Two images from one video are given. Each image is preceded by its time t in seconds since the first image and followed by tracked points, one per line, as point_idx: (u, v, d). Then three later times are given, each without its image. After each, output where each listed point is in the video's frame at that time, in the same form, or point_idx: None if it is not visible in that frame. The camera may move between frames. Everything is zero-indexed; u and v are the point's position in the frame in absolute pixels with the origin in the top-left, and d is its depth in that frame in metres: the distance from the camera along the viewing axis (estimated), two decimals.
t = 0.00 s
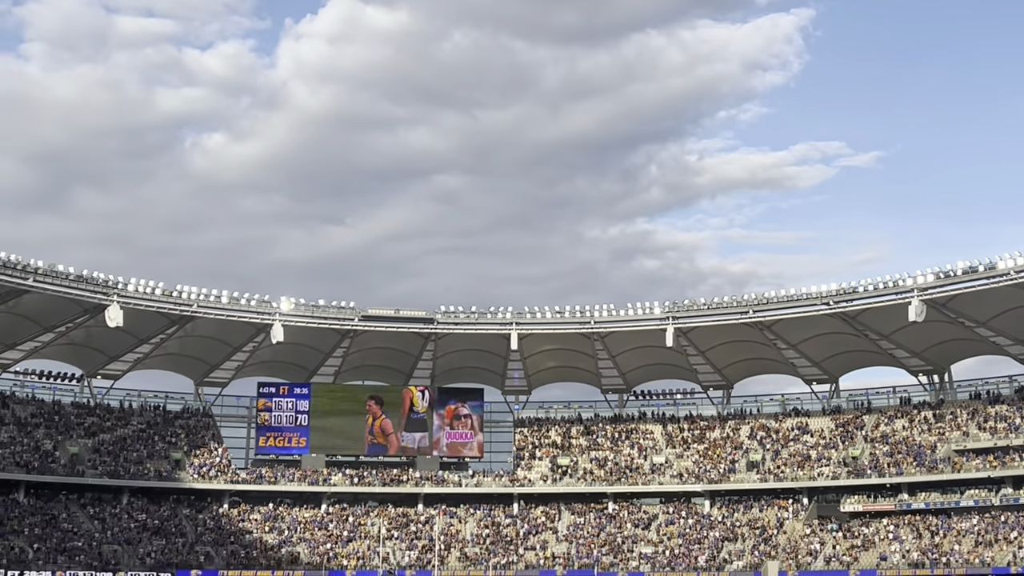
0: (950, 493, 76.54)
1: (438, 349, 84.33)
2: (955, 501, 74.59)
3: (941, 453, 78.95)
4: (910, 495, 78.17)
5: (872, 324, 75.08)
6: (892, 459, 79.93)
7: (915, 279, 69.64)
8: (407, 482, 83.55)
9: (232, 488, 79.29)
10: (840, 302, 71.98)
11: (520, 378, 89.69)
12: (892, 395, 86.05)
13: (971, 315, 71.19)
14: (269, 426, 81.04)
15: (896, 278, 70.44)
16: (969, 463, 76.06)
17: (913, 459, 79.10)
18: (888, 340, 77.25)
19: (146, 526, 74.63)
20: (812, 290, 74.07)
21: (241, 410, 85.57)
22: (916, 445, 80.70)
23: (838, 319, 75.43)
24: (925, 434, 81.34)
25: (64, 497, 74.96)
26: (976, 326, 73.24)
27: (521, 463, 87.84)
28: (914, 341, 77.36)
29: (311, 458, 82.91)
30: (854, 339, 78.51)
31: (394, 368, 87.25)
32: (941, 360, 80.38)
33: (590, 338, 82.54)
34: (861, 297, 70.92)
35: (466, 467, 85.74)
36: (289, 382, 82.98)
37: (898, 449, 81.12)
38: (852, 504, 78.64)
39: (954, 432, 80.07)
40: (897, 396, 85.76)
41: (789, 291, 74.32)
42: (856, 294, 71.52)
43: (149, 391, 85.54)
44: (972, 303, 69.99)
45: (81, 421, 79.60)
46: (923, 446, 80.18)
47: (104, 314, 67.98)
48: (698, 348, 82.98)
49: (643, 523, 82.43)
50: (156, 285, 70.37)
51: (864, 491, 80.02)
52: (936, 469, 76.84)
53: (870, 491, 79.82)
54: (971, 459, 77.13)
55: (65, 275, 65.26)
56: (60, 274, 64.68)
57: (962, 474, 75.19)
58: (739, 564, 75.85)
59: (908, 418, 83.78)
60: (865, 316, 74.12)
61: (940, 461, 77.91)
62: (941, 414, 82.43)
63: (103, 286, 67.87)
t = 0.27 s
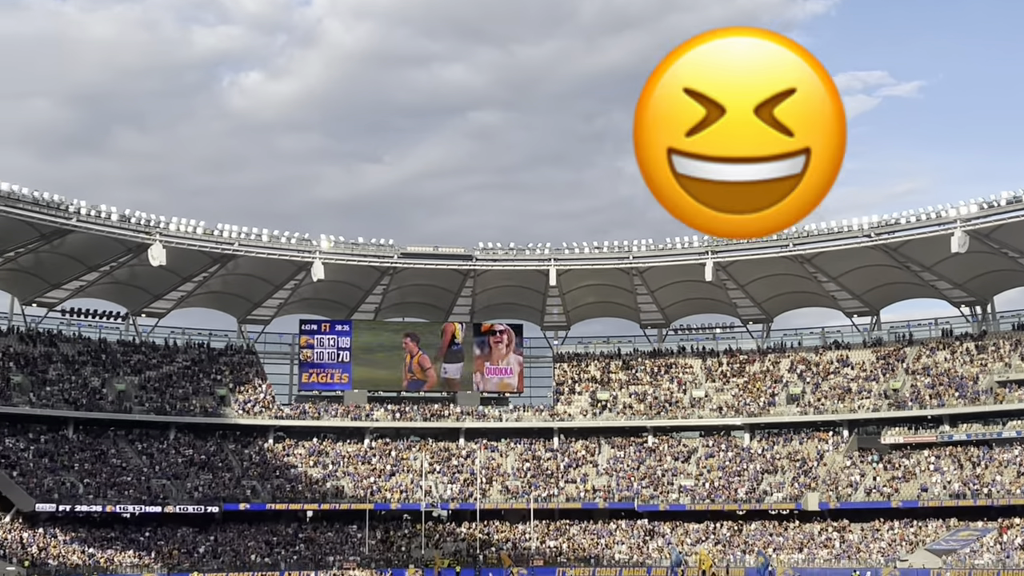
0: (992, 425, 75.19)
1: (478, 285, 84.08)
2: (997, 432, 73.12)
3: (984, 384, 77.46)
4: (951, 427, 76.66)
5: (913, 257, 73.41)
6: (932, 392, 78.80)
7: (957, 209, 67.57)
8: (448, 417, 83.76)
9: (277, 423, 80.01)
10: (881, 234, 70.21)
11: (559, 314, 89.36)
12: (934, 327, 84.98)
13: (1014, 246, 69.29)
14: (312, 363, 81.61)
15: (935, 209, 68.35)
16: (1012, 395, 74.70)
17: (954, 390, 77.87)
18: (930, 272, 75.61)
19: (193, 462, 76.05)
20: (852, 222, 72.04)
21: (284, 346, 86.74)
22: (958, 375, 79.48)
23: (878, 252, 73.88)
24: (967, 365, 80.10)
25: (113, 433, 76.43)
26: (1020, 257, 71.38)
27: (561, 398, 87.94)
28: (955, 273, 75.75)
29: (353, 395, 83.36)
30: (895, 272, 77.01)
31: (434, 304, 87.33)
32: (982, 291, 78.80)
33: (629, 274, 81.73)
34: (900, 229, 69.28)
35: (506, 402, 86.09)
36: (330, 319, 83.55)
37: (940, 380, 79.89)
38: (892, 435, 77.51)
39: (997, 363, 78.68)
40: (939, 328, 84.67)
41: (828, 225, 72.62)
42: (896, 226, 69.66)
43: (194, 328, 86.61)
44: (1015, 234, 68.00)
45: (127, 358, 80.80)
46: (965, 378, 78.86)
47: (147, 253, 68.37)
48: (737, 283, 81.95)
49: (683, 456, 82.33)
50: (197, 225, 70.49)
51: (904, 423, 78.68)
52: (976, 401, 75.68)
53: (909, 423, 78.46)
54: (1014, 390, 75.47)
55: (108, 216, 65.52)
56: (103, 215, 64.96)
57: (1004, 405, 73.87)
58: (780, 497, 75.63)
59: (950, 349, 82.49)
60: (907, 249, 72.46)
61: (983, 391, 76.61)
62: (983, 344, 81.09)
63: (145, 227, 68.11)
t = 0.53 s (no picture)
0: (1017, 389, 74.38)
1: (498, 259, 83.78)
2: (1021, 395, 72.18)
3: (1008, 348, 76.64)
4: (975, 392, 75.99)
5: (936, 222, 72.40)
6: (957, 357, 78.10)
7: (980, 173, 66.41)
8: (470, 391, 84.03)
9: (300, 399, 80.60)
10: (903, 200, 69.17)
11: (581, 285, 88.97)
12: (956, 292, 83.86)
13: None
14: (333, 338, 81.62)
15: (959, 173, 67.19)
16: None
17: (978, 355, 77.22)
18: (953, 237, 74.58)
19: (217, 439, 76.55)
20: (873, 188, 70.88)
21: (307, 322, 86.69)
22: (983, 340, 78.66)
23: (900, 218, 72.92)
24: (992, 330, 79.21)
25: (138, 412, 76.96)
26: None
27: (582, 369, 87.80)
28: (978, 237, 74.69)
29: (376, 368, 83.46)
30: (918, 237, 76.03)
31: (454, 278, 87.16)
32: (1005, 256, 77.78)
33: (649, 244, 81.10)
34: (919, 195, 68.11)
35: (528, 373, 86.09)
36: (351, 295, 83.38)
37: (964, 346, 79.10)
38: (917, 398, 76.67)
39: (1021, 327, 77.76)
40: (961, 293, 83.58)
41: (851, 192, 71.56)
42: (919, 191, 68.57)
43: (216, 306, 86.95)
44: None
45: (151, 337, 81.23)
46: (989, 342, 78.01)
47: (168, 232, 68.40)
48: (758, 252, 81.21)
49: (706, 426, 82.01)
50: (217, 203, 70.45)
51: (928, 389, 78.25)
52: (999, 365, 74.85)
53: (934, 389, 78.02)
54: None
55: (128, 195, 65.48)
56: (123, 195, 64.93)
57: None
58: (804, 465, 75.25)
59: (974, 314, 81.59)
60: (928, 215, 71.49)
61: (1007, 356, 75.69)
62: (1006, 309, 79.89)
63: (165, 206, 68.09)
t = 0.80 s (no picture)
0: (1001, 389, 74.81)
1: (482, 267, 83.83)
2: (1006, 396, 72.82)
3: (992, 350, 77.31)
4: (961, 393, 76.45)
5: (918, 224, 72.99)
6: (941, 358, 78.66)
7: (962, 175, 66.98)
8: (456, 400, 83.67)
9: (286, 412, 80.07)
10: (885, 203, 69.68)
11: (564, 293, 89.15)
12: (940, 294, 84.45)
13: (1020, 210, 68.84)
14: (318, 349, 81.70)
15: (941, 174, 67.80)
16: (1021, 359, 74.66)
17: (962, 356, 77.75)
18: (935, 239, 75.19)
19: (202, 452, 76.13)
20: (856, 192, 71.26)
21: (290, 333, 86.55)
22: (966, 342, 79.32)
23: (883, 221, 73.43)
24: (975, 331, 79.84)
25: (122, 426, 76.47)
26: None
27: (568, 376, 87.90)
28: (961, 239, 75.28)
29: (362, 379, 82.86)
30: (901, 240, 76.54)
31: (438, 287, 87.09)
32: (989, 257, 78.39)
33: (633, 250, 81.36)
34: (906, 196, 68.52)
35: (514, 382, 85.87)
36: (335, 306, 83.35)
37: (948, 347, 79.66)
38: (903, 402, 77.34)
39: (1004, 328, 78.46)
40: (945, 295, 84.15)
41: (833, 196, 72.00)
42: (901, 193, 69.12)
43: (199, 318, 86.62)
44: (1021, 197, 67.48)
45: (134, 351, 80.78)
46: (972, 344, 78.64)
47: (150, 245, 68.12)
48: (742, 256, 81.55)
49: (693, 431, 82.16)
50: (200, 214, 70.23)
51: (913, 391, 78.74)
52: (984, 366, 75.45)
53: (920, 391, 78.52)
54: None
55: (109, 208, 65.18)
56: (104, 208, 64.63)
57: (1013, 369, 73.51)
58: (791, 469, 75.50)
59: (957, 316, 82.17)
60: (911, 217, 72.03)
61: (991, 357, 76.45)
62: (990, 310, 80.78)
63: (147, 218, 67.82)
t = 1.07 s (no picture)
0: (964, 397, 76.60)
1: (450, 276, 84.04)
2: (971, 404, 74.41)
3: (956, 356, 78.72)
4: (925, 400, 78.37)
5: (882, 232, 74.33)
6: (906, 365, 79.99)
7: (925, 184, 68.40)
8: (424, 410, 83.96)
9: (252, 422, 79.96)
10: (849, 212, 70.81)
11: (532, 302, 89.61)
12: (904, 302, 85.96)
13: (981, 218, 70.32)
14: (285, 359, 81.35)
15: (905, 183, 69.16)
16: (983, 366, 76.21)
17: (927, 363, 79.05)
18: (899, 247, 76.59)
19: (168, 463, 75.56)
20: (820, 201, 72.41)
21: (257, 344, 86.19)
22: (930, 348, 80.57)
23: (847, 230, 74.67)
24: (939, 338, 81.23)
25: (86, 438, 75.75)
26: (988, 230, 72.50)
27: (536, 385, 88.36)
28: (924, 247, 76.70)
29: (329, 389, 82.60)
30: (864, 248, 77.81)
31: (406, 297, 87.19)
32: (953, 265, 79.86)
33: (600, 259, 82.03)
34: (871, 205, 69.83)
35: (483, 393, 86.04)
36: (302, 316, 83.04)
37: (912, 354, 80.99)
38: (868, 409, 78.38)
39: (967, 335, 79.93)
40: (909, 302, 85.66)
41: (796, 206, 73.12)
42: (865, 203, 70.40)
43: (164, 329, 86.02)
44: (982, 206, 68.94)
45: (98, 362, 80.04)
46: (936, 350, 80.01)
47: (114, 255, 67.66)
48: (709, 265, 82.50)
49: (661, 439, 82.83)
50: (165, 224, 69.88)
51: (879, 398, 80.01)
52: (950, 373, 77.05)
53: (885, 398, 79.82)
54: (986, 361, 77.06)
55: (72, 219, 64.68)
56: (68, 219, 64.13)
57: (976, 377, 75.36)
58: (758, 476, 76.41)
59: (921, 323, 83.57)
60: (875, 225, 73.32)
61: (955, 364, 77.95)
62: (954, 317, 82.15)
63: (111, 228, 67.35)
